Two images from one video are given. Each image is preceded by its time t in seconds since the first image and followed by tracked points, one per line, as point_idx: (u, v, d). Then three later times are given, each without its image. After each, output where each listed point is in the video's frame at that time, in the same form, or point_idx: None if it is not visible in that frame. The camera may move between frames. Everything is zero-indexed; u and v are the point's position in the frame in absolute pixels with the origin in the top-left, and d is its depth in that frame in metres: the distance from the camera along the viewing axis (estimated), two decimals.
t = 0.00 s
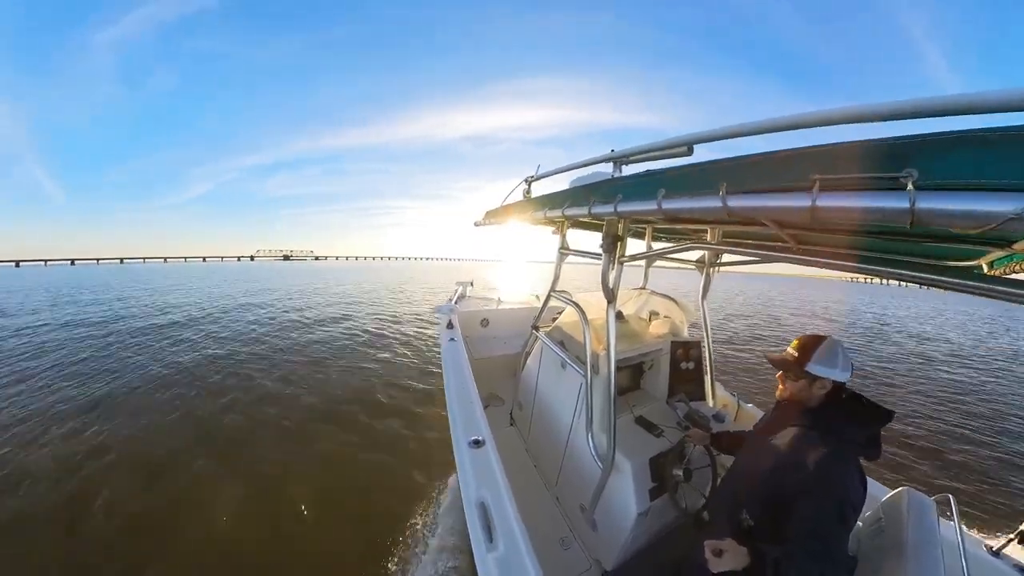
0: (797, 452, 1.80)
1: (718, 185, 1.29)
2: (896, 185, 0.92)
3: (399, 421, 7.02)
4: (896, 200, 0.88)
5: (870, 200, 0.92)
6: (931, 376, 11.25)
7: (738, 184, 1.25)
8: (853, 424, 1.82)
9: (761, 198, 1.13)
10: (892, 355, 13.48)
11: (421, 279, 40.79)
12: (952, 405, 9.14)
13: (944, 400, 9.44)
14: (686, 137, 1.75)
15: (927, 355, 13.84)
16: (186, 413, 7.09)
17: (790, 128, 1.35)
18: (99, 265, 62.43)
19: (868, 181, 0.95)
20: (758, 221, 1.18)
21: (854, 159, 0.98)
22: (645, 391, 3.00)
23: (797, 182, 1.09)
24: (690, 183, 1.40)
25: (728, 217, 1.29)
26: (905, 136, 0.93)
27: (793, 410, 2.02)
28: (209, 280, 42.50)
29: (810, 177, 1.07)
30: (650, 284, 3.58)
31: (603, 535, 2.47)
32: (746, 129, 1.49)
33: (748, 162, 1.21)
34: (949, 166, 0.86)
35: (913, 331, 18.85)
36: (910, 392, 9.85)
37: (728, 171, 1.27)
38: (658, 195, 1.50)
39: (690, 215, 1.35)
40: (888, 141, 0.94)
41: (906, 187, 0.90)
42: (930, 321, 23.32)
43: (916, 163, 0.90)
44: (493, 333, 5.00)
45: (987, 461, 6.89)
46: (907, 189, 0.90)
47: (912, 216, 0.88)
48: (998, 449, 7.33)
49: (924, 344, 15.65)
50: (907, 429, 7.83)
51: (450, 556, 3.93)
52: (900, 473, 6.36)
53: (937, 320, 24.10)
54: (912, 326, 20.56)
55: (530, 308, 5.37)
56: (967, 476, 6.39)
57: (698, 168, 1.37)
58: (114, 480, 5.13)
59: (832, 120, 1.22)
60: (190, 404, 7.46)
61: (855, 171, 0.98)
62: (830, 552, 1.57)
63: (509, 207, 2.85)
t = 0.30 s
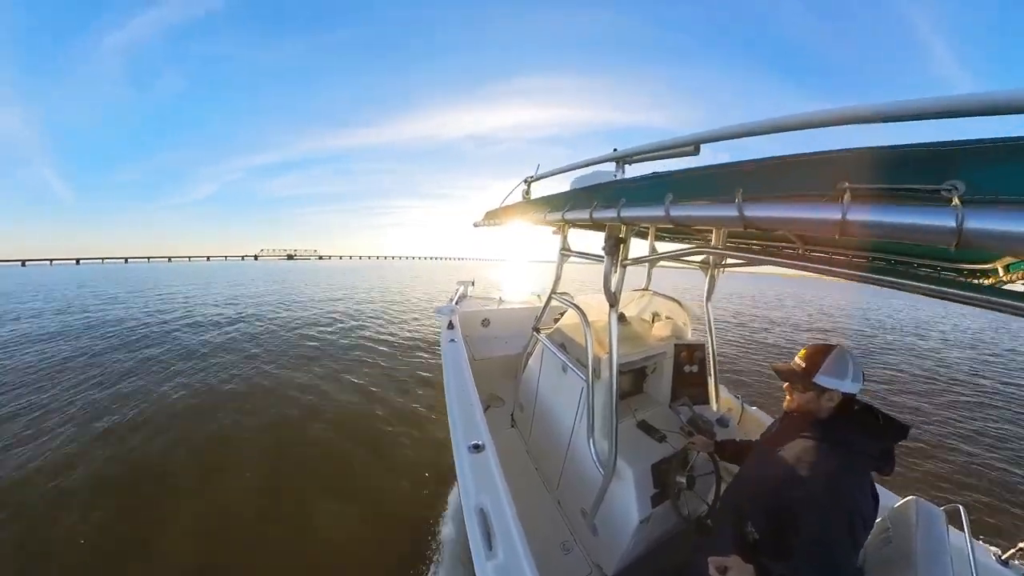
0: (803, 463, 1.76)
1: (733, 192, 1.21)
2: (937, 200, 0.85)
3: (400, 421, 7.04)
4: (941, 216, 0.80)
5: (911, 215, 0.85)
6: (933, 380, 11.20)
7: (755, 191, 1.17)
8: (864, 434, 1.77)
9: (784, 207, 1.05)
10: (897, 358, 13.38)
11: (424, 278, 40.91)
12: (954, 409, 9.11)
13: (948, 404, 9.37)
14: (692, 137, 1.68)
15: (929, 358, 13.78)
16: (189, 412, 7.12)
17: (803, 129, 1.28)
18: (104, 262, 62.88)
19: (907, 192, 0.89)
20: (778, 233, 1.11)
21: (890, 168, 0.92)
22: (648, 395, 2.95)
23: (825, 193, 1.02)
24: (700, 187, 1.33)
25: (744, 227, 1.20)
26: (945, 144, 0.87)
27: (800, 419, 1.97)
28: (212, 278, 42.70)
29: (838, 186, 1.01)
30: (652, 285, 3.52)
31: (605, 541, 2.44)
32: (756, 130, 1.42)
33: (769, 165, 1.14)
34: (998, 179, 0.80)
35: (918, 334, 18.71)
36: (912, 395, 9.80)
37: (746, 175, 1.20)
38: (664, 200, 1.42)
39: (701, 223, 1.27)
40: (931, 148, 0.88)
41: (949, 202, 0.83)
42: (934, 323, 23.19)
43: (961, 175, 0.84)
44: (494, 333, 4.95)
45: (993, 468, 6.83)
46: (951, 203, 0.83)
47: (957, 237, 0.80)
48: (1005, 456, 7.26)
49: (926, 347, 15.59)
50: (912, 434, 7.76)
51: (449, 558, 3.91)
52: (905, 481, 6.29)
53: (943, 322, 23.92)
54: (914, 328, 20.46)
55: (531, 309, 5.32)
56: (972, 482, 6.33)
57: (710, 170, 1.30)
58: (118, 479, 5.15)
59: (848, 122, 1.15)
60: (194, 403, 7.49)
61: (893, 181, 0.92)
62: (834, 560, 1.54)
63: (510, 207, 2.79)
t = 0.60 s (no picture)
0: (804, 461, 1.76)
1: (734, 188, 1.22)
2: (935, 192, 0.85)
3: (399, 421, 7.01)
4: (936, 208, 0.81)
5: (907, 206, 0.85)
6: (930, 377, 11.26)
7: (756, 187, 1.17)
8: (865, 432, 1.79)
9: (786, 201, 1.05)
10: (894, 356, 13.44)
11: (422, 278, 40.86)
12: (950, 406, 9.16)
13: (944, 401, 9.42)
14: (691, 135, 1.69)
15: (925, 355, 13.86)
16: (187, 411, 7.08)
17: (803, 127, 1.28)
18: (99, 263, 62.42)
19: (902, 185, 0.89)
20: (779, 227, 1.11)
21: (887, 161, 0.93)
22: (647, 394, 2.95)
23: (824, 187, 1.02)
24: (701, 184, 1.33)
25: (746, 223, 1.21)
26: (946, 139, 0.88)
27: (800, 417, 1.98)
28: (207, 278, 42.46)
29: (836, 181, 1.01)
30: (651, 284, 3.53)
31: (605, 540, 2.43)
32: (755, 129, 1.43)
33: (772, 163, 1.14)
34: (993, 172, 0.81)
35: (915, 331, 18.81)
36: (909, 392, 9.84)
37: (748, 172, 1.20)
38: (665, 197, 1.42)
39: (702, 220, 1.27)
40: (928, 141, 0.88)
41: (946, 194, 0.83)
42: (929, 321, 23.33)
43: (955, 169, 0.85)
44: (494, 334, 4.95)
45: (990, 464, 6.86)
46: (947, 196, 0.83)
47: (953, 228, 0.81)
48: (1002, 452, 7.30)
49: (923, 344, 15.68)
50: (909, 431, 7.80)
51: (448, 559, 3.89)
52: (903, 477, 6.32)
53: (938, 320, 24.08)
54: (911, 325, 20.57)
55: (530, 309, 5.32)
56: (969, 478, 6.37)
57: (711, 168, 1.29)
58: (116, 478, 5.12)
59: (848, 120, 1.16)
60: (192, 403, 7.45)
61: (891, 174, 0.92)
62: (834, 558, 1.54)
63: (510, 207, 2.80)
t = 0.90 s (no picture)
0: (804, 447, 1.80)
1: (739, 171, 1.23)
2: (925, 167, 0.89)
3: (391, 423, 6.92)
4: (927, 179, 0.85)
5: (901, 180, 0.89)
6: (910, 371, 11.60)
7: (761, 170, 1.19)
8: (861, 416, 1.84)
9: (789, 182, 1.08)
10: (875, 353, 13.85)
11: (411, 280, 40.57)
12: (930, 399, 9.45)
13: (924, 395, 9.71)
14: (691, 127, 1.72)
15: (905, 351, 14.29)
16: (173, 417, 6.89)
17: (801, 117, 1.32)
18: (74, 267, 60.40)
19: (896, 162, 0.92)
20: (783, 207, 1.13)
21: (881, 141, 0.96)
22: (644, 388, 2.98)
23: (824, 168, 1.05)
24: (704, 168, 1.33)
25: (751, 205, 1.23)
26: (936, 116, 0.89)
27: (799, 404, 2.03)
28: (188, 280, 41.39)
29: (835, 162, 1.04)
30: (646, 281, 3.57)
31: (607, 536, 2.43)
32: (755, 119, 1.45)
33: (773, 147, 1.15)
34: (980, 148, 0.84)
35: (894, 327, 19.41)
36: (891, 386, 10.12)
37: (749, 156, 1.21)
38: (671, 182, 1.44)
39: (708, 203, 1.29)
40: (917, 121, 0.91)
41: (936, 169, 0.87)
42: (907, 318, 24.06)
43: (945, 144, 0.88)
44: (489, 333, 4.93)
45: (969, 453, 7.09)
46: (938, 169, 0.87)
47: (944, 198, 0.86)
48: (980, 441, 7.55)
49: (902, 340, 16.16)
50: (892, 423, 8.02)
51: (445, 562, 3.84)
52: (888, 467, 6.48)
53: (915, 317, 24.90)
54: (891, 322, 21.17)
55: (525, 308, 5.34)
56: (949, 466, 6.57)
57: (714, 153, 1.30)
58: (100, 487, 4.96)
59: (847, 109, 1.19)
60: (178, 408, 7.27)
61: (886, 153, 0.95)
62: (833, 540, 1.58)
63: (508, 203, 2.80)
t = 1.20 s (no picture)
0: (795, 438, 1.83)
1: (734, 163, 1.25)
2: (910, 158, 0.92)
3: (382, 424, 6.85)
4: (912, 169, 0.88)
5: (888, 170, 0.92)
6: (892, 366, 11.90)
7: (754, 163, 1.20)
8: (849, 407, 1.89)
9: (783, 173, 1.09)
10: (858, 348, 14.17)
11: (401, 280, 40.28)
12: (911, 393, 9.69)
13: (905, 389, 9.97)
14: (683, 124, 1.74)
15: (887, 346, 14.66)
16: (158, 420, 6.73)
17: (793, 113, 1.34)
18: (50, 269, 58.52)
19: (884, 153, 0.95)
20: (777, 198, 1.15)
21: (870, 134, 0.98)
22: (638, 385, 3.00)
23: (815, 160, 1.07)
24: (700, 161, 1.35)
25: (744, 197, 1.25)
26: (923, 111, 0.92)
27: (789, 396, 2.07)
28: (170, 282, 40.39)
29: (826, 154, 1.06)
30: (639, 279, 3.60)
31: (602, 532, 2.44)
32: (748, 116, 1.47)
33: (763, 141, 1.17)
34: (963, 139, 0.87)
35: (875, 324, 19.90)
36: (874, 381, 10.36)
37: (744, 150, 1.23)
38: (667, 176, 1.46)
39: (703, 196, 1.31)
40: (904, 115, 0.94)
41: (920, 159, 0.90)
42: (889, 315, 24.68)
43: (929, 135, 0.91)
44: (481, 333, 4.92)
45: (949, 444, 7.29)
46: (923, 160, 0.90)
47: (928, 186, 0.88)
48: (959, 432, 7.78)
49: (884, 337, 16.58)
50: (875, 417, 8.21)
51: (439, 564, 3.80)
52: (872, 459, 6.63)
53: (895, 314, 25.61)
54: (872, 319, 21.70)
55: (518, 307, 5.36)
56: (930, 457, 6.76)
57: (710, 146, 1.31)
58: (82, 492, 4.82)
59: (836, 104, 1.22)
60: (163, 410, 7.11)
61: (873, 146, 0.98)
62: (821, 526, 1.64)
63: (502, 201, 2.80)
